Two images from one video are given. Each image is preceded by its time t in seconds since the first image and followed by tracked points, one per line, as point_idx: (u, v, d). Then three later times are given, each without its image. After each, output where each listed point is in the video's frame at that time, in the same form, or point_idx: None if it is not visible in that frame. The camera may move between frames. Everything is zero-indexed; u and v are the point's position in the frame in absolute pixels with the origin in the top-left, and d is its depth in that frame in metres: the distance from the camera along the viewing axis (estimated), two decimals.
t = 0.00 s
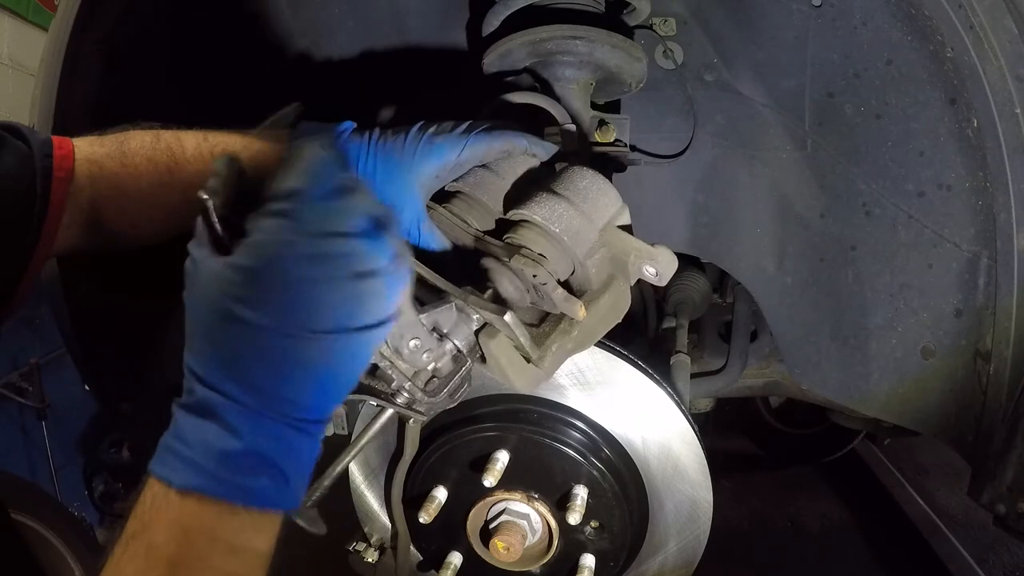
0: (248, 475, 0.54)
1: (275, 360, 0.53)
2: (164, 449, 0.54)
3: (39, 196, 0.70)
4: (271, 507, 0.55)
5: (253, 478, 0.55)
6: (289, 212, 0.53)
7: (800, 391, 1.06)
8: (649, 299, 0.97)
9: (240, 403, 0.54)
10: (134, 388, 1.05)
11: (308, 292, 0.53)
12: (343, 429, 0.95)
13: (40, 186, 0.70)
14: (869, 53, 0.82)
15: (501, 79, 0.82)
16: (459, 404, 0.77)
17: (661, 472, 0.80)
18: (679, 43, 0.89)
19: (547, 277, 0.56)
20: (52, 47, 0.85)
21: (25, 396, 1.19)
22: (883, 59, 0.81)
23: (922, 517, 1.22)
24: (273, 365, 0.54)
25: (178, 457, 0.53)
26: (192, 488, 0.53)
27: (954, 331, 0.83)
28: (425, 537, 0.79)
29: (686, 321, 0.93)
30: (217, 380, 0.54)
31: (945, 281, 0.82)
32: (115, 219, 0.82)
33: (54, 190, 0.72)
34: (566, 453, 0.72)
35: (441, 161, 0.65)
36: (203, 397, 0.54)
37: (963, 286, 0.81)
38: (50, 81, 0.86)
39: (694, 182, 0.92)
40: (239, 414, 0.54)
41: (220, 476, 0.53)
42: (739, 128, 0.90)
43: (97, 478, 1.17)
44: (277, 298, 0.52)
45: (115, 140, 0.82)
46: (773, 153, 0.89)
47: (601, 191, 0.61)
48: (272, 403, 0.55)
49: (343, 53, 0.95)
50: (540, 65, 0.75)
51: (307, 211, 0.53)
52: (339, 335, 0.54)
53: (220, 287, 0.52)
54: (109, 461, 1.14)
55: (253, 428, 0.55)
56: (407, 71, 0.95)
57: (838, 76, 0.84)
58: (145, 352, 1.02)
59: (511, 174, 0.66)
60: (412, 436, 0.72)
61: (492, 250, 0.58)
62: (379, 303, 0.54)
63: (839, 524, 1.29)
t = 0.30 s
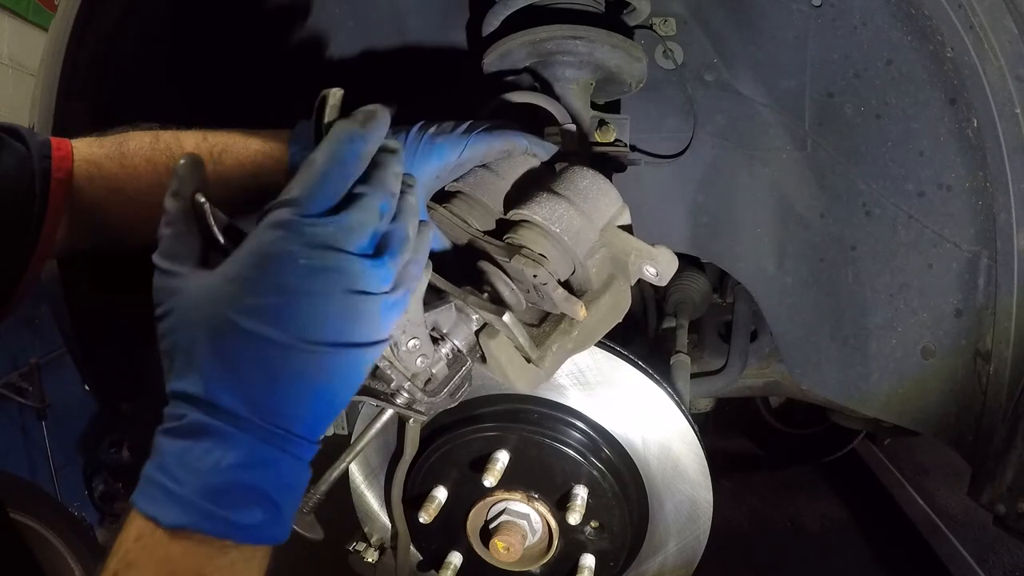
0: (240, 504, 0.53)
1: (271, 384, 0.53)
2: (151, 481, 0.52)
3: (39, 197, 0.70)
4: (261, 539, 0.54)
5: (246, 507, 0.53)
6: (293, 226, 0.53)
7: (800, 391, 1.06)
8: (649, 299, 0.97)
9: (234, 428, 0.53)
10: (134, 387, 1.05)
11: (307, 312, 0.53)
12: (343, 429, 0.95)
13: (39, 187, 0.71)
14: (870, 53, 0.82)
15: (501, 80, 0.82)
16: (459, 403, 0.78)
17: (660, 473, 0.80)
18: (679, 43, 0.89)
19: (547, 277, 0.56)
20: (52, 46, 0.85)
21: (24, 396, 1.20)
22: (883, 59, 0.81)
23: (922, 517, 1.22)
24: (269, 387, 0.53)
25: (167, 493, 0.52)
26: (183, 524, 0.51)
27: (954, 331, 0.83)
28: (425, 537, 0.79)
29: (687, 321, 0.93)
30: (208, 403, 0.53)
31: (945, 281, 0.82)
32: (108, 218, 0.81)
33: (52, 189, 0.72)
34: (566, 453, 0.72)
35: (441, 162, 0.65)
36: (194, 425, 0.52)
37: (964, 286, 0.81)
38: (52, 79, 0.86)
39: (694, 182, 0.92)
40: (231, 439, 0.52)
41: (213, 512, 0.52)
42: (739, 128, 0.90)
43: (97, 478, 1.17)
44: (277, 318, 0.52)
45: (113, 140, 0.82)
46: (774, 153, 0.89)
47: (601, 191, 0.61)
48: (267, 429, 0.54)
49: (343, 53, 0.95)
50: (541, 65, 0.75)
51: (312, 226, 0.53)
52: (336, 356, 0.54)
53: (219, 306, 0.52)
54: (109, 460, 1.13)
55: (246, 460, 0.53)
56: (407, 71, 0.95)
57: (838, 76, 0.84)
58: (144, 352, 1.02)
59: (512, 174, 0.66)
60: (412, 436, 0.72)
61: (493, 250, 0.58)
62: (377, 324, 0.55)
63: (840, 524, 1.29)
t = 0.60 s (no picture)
0: (236, 484, 0.53)
1: (264, 356, 0.53)
2: (152, 454, 0.53)
3: (41, 199, 0.70)
4: (263, 517, 0.54)
5: (242, 484, 0.53)
6: (282, 199, 0.55)
7: (800, 391, 1.06)
8: (649, 299, 0.97)
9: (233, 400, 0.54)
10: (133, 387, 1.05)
11: (299, 282, 0.53)
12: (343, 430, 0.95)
13: (41, 190, 0.70)
14: (869, 53, 0.82)
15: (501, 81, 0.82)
16: (457, 403, 0.78)
17: (660, 473, 0.80)
18: (678, 43, 0.89)
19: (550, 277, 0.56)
20: (52, 47, 0.86)
21: (25, 396, 1.20)
22: (883, 59, 0.81)
23: (922, 517, 1.22)
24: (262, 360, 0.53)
25: (165, 466, 0.52)
26: (178, 497, 0.51)
27: (954, 331, 0.83)
28: (426, 537, 0.79)
29: (686, 321, 0.93)
30: (205, 374, 0.54)
31: (945, 281, 0.82)
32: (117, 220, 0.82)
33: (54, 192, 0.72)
34: (566, 453, 0.72)
35: (442, 162, 0.65)
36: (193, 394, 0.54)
37: (963, 286, 0.81)
38: (51, 80, 0.86)
39: (694, 182, 0.92)
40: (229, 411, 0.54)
41: (208, 482, 0.52)
42: (738, 128, 0.90)
43: (97, 478, 1.17)
44: (269, 294, 0.53)
45: (117, 143, 0.83)
46: (773, 153, 0.89)
47: (601, 191, 0.61)
48: (266, 403, 0.54)
49: (343, 53, 0.95)
50: (540, 66, 0.75)
51: (299, 201, 0.55)
52: (335, 335, 0.54)
53: (213, 278, 0.54)
54: (109, 460, 1.14)
55: (240, 429, 0.54)
56: (406, 71, 0.95)
57: (838, 76, 0.84)
58: (144, 352, 1.02)
59: (512, 174, 0.66)
60: (412, 436, 0.71)
61: (493, 248, 0.57)
62: (373, 295, 0.54)
63: (839, 524, 1.29)
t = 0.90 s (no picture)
0: (241, 482, 0.52)
1: (271, 353, 0.53)
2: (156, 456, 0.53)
3: (47, 202, 0.70)
4: (267, 517, 0.54)
5: (247, 483, 0.53)
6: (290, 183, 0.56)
7: (800, 391, 1.06)
8: (649, 299, 0.96)
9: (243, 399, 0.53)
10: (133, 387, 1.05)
11: (310, 269, 0.53)
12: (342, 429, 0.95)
13: (47, 194, 0.71)
14: (870, 53, 0.82)
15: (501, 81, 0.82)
16: (457, 404, 0.78)
17: (660, 473, 0.80)
18: (678, 43, 0.89)
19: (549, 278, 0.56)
20: (52, 47, 0.86)
21: (24, 396, 1.20)
22: (883, 59, 0.82)
23: (922, 517, 1.22)
24: (271, 351, 0.53)
25: (167, 467, 0.52)
26: (181, 494, 0.51)
27: (954, 331, 0.83)
28: (426, 537, 0.79)
29: (686, 321, 0.93)
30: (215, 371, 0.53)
31: (945, 281, 0.82)
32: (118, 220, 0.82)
33: (59, 195, 0.72)
34: (566, 453, 0.72)
35: (443, 162, 0.66)
36: (196, 391, 0.53)
37: (963, 286, 0.81)
38: (51, 80, 0.86)
39: (694, 182, 0.92)
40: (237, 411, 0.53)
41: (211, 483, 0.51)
42: (738, 128, 0.90)
43: (97, 478, 1.17)
44: (284, 288, 0.53)
45: (121, 145, 0.82)
46: (773, 153, 0.89)
47: (602, 191, 0.61)
48: (277, 402, 0.54)
49: (343, 53, 0.95)
50: (540, 66, 0.75)
51: (317, 191, 0.55)
52: (348, 331, 0.53)
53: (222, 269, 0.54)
54: (109, 461, 1.14)
55: (244, 427, 0.53)
56: (406, 71, 0.95)
57: (838, 76, 0.84)
58: (144, 353, 1.02)
59: (513, 174, 0.65)
60: (411, 436, 0.71)
61: (492, 247, 0.58)
62: (385, 286, 0.54)
63: (840, 524, 1.29)
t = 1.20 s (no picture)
0: (226, 490, 0.51)
1: (258, 352, 0.51)
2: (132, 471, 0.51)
3: (50, 206, 0.70)
4: (256, 526, 0.52)
5: (233, 490, 0.51)
6: (263, 173, 0.53)
7: (800, 391, 1.06)
8: (649, 299, 0.96)
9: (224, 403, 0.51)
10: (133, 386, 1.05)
11: (297, 266, 0.51)
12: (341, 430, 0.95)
13: (51, 198, 0.70)
14: (870, 53, 0.82)
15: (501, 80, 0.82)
16: (457, 404, 0.78)
17: (660, 473, 0.80)
18: (678, 43, 0.89)
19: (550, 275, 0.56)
20: (52, 47, 0.86)
21: (24, 396, 1.20)
22: (883, 59, 0.81)
23: (921, 517, 1.22)
24: (258, 353, 0.51)
25: (148, 474, 0.50)
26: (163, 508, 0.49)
27: (954, 331, 0.83)
28: (426, 537, 0.79)
29: (686, 321, 0.93)
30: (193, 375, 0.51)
31: (945, 281, 0.82)
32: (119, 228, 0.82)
33: (63, 200, 0.72)
34: (566, 454, 0.72)
35: (443, 162, 0.65)
36: (179, 397, 0.51)
37: (963, 286, 0.81)
38: (51, 81, 0.86)
39: (694, 182, 0.92)
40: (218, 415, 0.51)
41: (198, 496, 0.50)
42: (738, 128, 0.90)
43: (97, 478, 1.17)
44: (268, 285, 0.51)
45: (121, 151, 0.83)
46: (773, 153, 0.89)
47: (602, 190, 0.61)
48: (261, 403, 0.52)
49: (343, 53, 0.95)
50: (540, 66, 0.75)
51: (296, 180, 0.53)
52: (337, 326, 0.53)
53: (199, 266, 0.51)
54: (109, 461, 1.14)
55: (233, 433, 0.51)
56: (405, 70, 0.95)
57: (838, 77, 0.84)
58: (144, 353, 1.02)
59: (513, 174, 0.65)
60: (411, 436, 0.71)
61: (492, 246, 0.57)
62: (379, 281, 0.54)
63: (840, 524, 1.29)
